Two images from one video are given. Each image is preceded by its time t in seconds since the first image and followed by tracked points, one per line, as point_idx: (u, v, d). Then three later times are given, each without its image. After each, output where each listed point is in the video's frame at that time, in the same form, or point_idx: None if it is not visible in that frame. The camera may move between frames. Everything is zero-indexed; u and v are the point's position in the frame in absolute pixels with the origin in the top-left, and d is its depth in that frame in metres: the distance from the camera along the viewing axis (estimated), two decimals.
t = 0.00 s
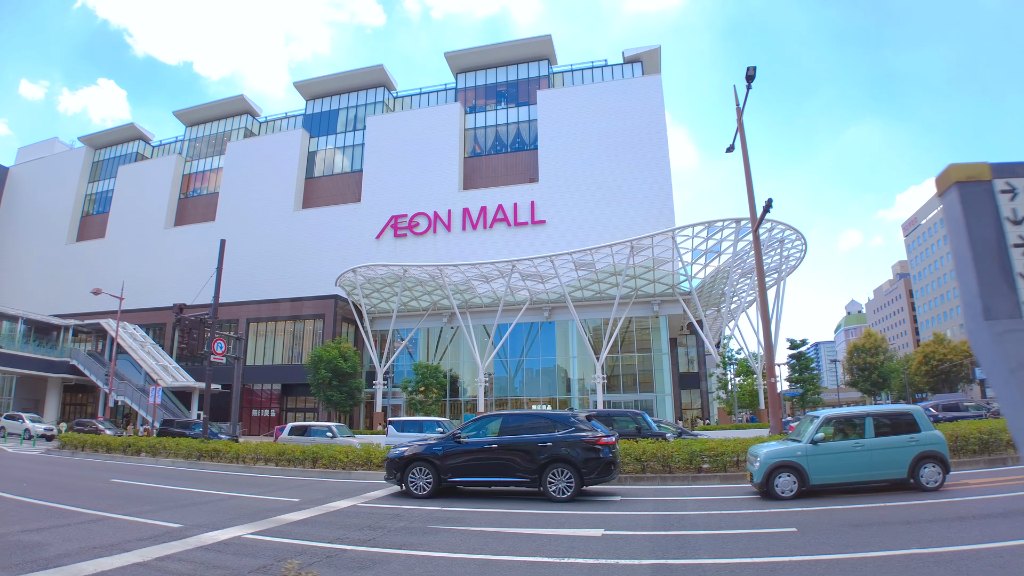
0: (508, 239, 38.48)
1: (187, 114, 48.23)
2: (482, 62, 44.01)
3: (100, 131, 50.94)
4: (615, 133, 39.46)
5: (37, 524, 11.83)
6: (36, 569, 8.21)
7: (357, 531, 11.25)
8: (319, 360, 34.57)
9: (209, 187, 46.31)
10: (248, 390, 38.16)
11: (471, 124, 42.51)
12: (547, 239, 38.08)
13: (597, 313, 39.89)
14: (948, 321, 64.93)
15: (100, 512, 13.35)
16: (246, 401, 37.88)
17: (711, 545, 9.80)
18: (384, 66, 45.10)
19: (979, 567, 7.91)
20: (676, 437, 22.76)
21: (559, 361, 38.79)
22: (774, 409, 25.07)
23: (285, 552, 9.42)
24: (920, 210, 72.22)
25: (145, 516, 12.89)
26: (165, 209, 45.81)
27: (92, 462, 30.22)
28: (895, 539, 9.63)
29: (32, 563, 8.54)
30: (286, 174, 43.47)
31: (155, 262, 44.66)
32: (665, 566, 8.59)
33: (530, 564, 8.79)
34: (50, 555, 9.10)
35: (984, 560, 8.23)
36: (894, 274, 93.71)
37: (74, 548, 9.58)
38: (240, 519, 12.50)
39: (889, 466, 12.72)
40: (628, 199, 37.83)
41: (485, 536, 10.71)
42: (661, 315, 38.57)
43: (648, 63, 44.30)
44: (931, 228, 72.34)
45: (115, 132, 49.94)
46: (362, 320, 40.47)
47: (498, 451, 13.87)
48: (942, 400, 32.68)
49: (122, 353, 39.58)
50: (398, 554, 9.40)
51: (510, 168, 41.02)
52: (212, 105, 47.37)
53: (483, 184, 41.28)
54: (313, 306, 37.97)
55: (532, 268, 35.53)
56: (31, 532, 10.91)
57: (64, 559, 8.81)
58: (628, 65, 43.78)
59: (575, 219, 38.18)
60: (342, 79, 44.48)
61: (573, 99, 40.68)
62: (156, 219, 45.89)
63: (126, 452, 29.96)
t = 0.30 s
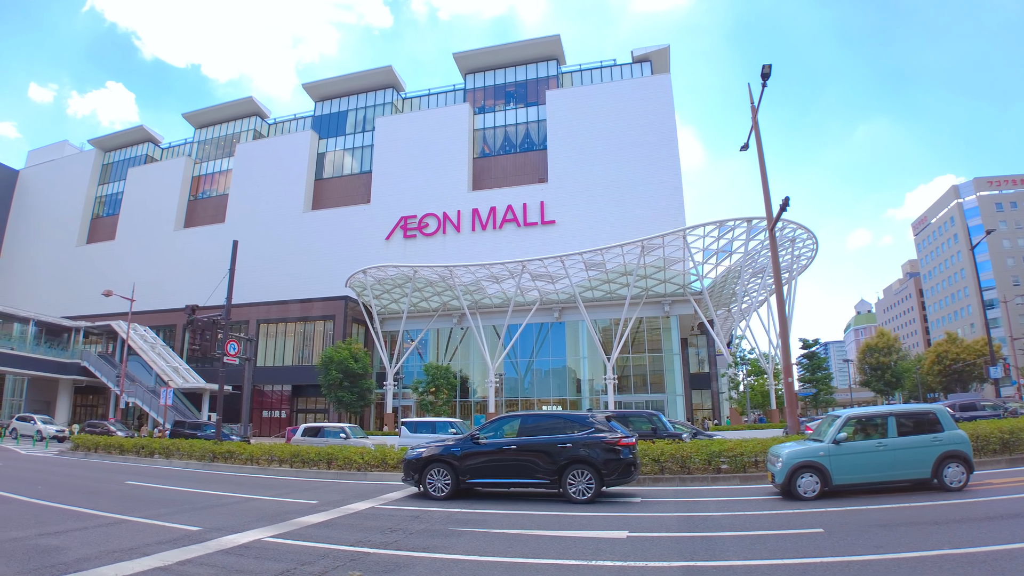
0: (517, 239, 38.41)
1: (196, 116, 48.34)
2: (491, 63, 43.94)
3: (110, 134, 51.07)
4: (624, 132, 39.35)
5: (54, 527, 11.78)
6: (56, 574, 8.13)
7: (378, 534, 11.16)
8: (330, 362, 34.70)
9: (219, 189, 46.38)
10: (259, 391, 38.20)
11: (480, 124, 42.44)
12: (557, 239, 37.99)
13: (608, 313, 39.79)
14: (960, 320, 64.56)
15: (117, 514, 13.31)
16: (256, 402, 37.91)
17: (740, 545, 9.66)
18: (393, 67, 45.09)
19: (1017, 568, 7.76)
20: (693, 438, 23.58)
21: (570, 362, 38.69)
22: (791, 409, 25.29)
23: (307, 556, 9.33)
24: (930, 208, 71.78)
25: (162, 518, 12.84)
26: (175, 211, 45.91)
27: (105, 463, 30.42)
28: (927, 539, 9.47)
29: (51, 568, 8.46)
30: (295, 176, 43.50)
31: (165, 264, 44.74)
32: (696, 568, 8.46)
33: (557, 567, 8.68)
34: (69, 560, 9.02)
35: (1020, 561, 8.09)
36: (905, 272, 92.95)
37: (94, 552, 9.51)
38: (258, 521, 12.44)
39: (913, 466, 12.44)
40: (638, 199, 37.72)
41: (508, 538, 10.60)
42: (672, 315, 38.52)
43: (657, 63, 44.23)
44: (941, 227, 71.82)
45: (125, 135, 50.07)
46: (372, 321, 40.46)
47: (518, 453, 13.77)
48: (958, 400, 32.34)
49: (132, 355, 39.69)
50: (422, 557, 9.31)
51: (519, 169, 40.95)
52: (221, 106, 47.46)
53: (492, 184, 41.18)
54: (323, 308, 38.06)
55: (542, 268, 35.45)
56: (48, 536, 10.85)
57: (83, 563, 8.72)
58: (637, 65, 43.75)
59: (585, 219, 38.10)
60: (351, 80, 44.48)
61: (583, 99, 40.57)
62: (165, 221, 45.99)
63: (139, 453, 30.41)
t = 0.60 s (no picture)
0: (531, 239, 38.31)
1: (208, 118, 48.53)
2: (502, 62, 43.91)
3: (122, 136, 51.33)
4: (637, 131, 39.19)
5: (75, 528, 11.78)
6: None
7: (403, 534, 11.10)
8: (345, 362, 34.82)
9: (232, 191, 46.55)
10: (272, 391, 38.28)
11: (492, 124, 42.40)
12: (570, 238, 37.88)
13: (621, 313, 39.68)
14: (974, 319, 64.12)
15: (138, 515, 13.30)
16: (271, 403, 38.00)
17: (772, 543, 9.50)
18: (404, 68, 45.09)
19: None
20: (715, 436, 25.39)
21: (583, 362, 38.60)
22: (812, 407, 25.25)
23: (333, 557, 9.27)
24: (944, 206, 71.36)
25: (184, 519, 12.83)
26: (188, 212, 46.07)
27: (122, 464, 30.64)
28: (966, 537, 9.27)
29: (77, 569, 8.43)
30: (308, 177, 43.57)
31: (178, 266, 44.92)
32: (730, 567, 8.29)
33: (588, 567, 8.54)
34: (93, 561, 8.98)
35: None
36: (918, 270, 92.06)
37: (117, 553, 9.47)
38: (281, 522, 12.41)
39: (941, 463, 11.99)
40: (650, 198, 37.59)
41: (535, 538, 10.48)
42: (686, 314, 38.48)
43: (669, 61, 44.27)
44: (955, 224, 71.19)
45: (138, 137, 50.31)
46: (385, 321, 40.53)
47: (539, 452, 13.69)
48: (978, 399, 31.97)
49: (146, 356, 39.88)
50: (450, 557, 9.22)
51: (531, 168, 40.86)
52: (234, 109, 47.62)
53: (505, 184, 41.12)
54: (335, 308, 38.28)
55: (555, 268, 35.38)
56: (69, 537, 10.83)
57: (107, 564, 8.68)
58: (648, 63, 43.77)
59: (598, 218, 37.97)
60: (363, 81, 44.48)
61: (595, 98, 40.48)
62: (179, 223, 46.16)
63: (157, 454, 30.53)
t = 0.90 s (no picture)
0: (549, 238, 38.14)
1: (226, 121, 48.84)
2: (519, 62, 43.85)
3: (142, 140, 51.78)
4: (655, 128, 38.88)
5: (104, 529, 11.71)
6: None
7: (435, 535, 10.96)
8: (365, 362, 34.93)
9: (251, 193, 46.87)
10: (292, 391, 38.40)
11: (509, 123, 42.34)
12: (589, 236, 37.66)
13: (641, 312, 39.48)
14: (997, 315, 63.26)
15: (166, 517, 13.26)
16: (291, 403, 38.26)
17: (815, 543, 9.24)
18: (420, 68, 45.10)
19: None
20: (738, 435, 26.35)
21: (603, 362, 38.38)
22: (841, 404, 25.00)
23: (366, 559, 9.15)
24: (965, 201, 70.47)
25: (212, 520, 12.77)
26: (208, 214, 46.38)
27: (146, 464, 30.90)
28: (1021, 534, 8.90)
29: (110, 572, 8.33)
30: (326, 178, 43.71)
31: (198, 268, 45.24)
32: (773, 567, 8.05)
33: (626, 569, 8.33)
34: (124, 563, 8.88)
35: None
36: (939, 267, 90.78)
37: (148, 555, 9.37)
38: (311, 523, 12.33)
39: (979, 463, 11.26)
40: (669, 195, 37.30)
41: (569, 539, 10.30)
42: (707, 313, 38.25)
43: (686, 58, 44.26)
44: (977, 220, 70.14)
45: (157, 141, 50.73)
46: (405, 321, 40.58)
47: (569, 452, 13.55)
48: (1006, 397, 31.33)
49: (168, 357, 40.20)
50: (485, 559, 9.06)
51: (549, 167, 40.69)
52: (252, 111, 47.92)
53: (522, 183, 41.00)
54: (353, 308, 38.54)
55: (573, 266, 35.21)
56: (99, 539, 10.74)
57: (139, 567, 8.58)
58: (666, 60, 43.74)
59: (617, 217, 37.72)
60: (380, 82, 44.53)
61: (612, 96, 40.27)
62: (199, 224, 46.49)
63: (180, 455, 30.68)
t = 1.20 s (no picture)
0: (572, 237, 37.94)
1: (249, 124, 49.27)
2: (540, 61, 43.77)
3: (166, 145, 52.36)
4: (678, 125, 38.50)
5: (141, 531, 11.68)
6: None
7: (473, 537, 10.82)
8: (391, 362, 35.07)
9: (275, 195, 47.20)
10: (318, 392, 39.01)
11: (531, 122, 42.21)
12: (612, 234, 37.40)
13: (666, 310, 39.20)
14: None
15: (202, 518, 13.25)
16: (317, 404, 38.66)
17: (864, 541, 8.98)
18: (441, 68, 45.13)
19: None
20: (770, 434, 25.99)
21: (628, 361, 38.13)
22: (875, 401, 24.63)
23: (406, 561, 9.04)
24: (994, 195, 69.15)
25: (247, 522, 12.74)
26: (232, 216, 46.77)
27: (177, 466, 31.23)
28: None
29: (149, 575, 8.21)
30: (350, 180, 43.90)
31: (223, 270, 45.67)
32: (822, 567, 7.79)
33: (670, 569, 8.13)
34: (162, 566, 8.76)
35: None
36: (966, 262, 88.94)
37: (186, 558, 9.25)
38: (347, 524, 12.23)
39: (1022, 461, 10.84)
40: (693, 192, 36.95)
41: (608, 539, 10.12)
42: (734, 310, 37.93)
43: (708, 54, 44.08)
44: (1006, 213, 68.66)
45: (181, 145, 51.25)
46: (429, 321, 40.68)
47: (604, 452, 13.36)
48: None
49: (194, 360, 40.64)
50: (526, 561, 8.89)
51: (571, 166, 40.50)
52: (275, 114, 48.26)
53: (545, 182, 40.83)
54: (376, 309, 38.80)
55: (597, 265, 35.02)
56: (136, 541, 10.66)
57: (178, 569, 8.49)
58: (687, 56, 43.57)
59: (641, 215, 37.44)
60: (402, 83, 44.63)
61: (634, 94, 40.01)
62: (224, 227, 46.89)
63: (210, 456, 30.91)
